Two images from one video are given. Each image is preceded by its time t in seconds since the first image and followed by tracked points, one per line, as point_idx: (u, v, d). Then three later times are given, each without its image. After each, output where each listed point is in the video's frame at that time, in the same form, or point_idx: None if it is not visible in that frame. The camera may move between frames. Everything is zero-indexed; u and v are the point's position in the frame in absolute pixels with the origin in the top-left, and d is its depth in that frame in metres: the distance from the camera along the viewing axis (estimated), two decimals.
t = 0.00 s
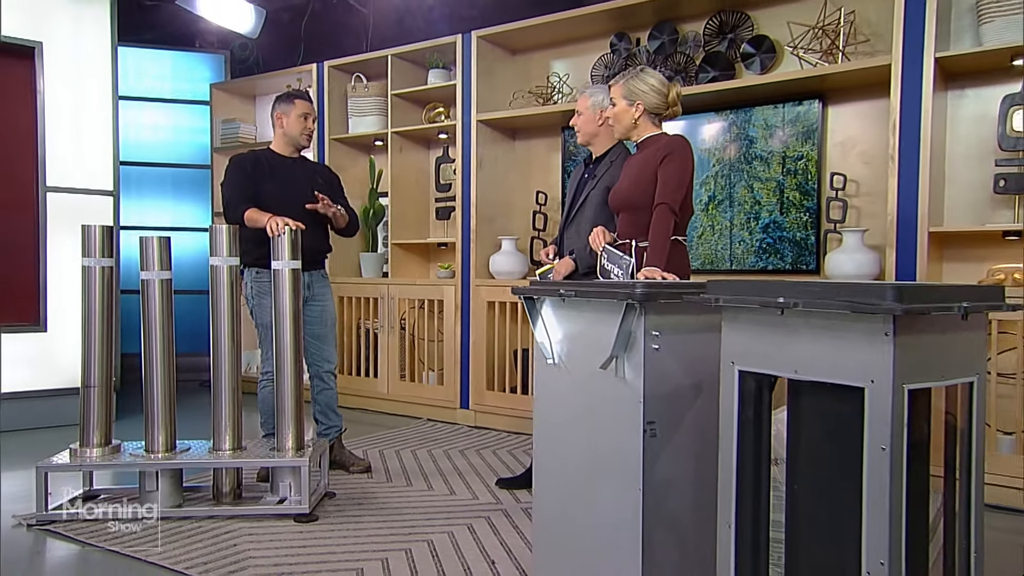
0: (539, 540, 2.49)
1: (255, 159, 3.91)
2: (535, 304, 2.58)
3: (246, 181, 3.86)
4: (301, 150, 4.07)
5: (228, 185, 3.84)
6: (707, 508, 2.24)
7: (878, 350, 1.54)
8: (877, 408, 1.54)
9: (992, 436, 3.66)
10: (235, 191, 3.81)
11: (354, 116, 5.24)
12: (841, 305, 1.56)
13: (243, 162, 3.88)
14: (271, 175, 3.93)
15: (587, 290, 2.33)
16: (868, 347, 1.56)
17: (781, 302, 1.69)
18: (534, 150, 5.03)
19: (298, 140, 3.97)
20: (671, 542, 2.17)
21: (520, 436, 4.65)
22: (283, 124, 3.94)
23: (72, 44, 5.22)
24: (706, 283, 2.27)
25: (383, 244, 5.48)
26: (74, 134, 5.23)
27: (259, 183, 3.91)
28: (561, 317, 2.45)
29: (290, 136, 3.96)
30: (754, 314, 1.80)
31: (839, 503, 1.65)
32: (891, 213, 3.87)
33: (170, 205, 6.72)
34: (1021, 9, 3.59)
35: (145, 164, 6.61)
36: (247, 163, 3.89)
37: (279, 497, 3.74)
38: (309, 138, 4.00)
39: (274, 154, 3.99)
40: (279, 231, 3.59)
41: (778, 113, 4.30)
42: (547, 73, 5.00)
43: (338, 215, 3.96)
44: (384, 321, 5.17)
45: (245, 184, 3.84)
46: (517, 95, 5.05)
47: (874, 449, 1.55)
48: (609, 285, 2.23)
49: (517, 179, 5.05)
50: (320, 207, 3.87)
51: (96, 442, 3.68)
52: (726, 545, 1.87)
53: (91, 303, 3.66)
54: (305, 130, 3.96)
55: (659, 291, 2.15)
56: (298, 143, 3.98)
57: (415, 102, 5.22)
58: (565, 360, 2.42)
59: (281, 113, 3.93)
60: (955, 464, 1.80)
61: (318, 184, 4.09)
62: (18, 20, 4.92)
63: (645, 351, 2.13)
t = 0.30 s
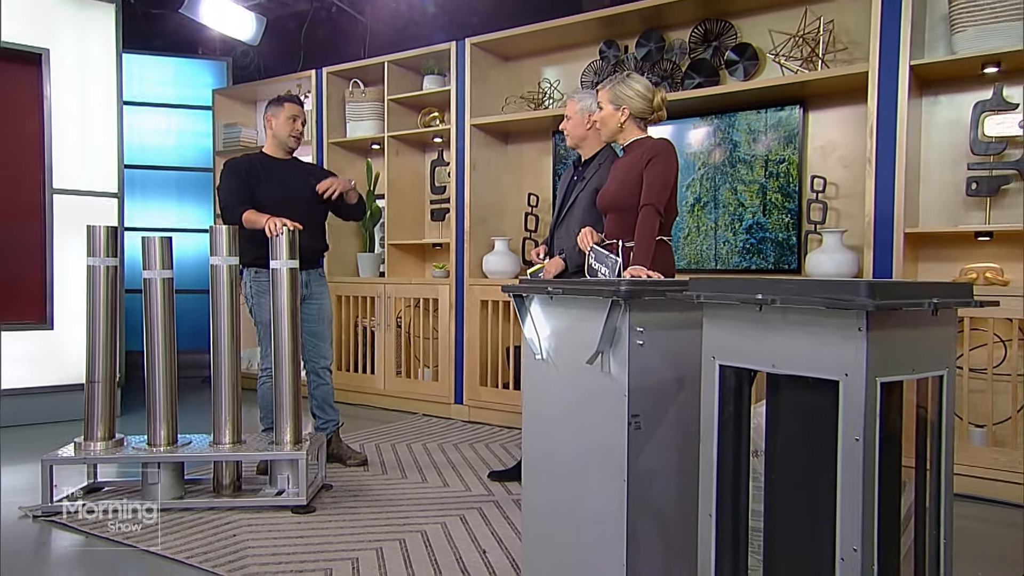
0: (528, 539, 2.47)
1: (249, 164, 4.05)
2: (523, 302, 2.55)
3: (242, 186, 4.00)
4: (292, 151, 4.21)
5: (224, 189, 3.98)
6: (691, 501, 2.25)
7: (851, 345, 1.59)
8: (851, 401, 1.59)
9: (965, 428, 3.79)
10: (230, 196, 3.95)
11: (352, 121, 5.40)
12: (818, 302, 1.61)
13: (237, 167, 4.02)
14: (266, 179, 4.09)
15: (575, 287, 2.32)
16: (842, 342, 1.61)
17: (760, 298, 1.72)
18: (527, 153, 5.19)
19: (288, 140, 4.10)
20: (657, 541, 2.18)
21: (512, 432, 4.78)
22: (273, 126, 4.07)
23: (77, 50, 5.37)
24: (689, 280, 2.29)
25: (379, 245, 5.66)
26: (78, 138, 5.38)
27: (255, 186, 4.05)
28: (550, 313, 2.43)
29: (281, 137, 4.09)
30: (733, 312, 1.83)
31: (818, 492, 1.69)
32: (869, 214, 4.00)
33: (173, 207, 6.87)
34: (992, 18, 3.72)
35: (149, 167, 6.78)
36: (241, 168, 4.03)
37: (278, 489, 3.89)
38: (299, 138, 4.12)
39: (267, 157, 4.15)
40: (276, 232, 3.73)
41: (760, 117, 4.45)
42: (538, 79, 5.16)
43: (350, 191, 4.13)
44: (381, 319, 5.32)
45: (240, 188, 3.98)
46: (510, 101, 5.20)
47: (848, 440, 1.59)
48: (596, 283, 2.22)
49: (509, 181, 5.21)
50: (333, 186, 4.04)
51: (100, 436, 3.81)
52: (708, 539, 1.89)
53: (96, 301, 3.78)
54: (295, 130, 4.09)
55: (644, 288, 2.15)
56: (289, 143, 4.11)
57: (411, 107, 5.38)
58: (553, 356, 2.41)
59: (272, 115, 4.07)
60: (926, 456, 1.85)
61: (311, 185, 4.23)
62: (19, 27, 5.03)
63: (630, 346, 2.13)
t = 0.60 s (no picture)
0: (518, 539, 2.47)
1: (246, 165, 4.10)
2: (516, 300, 2.54)
3: (238, 187, 4.05)
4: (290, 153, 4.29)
5: (222, 189, 4.02)
6: (681, 499, 2.28)
7: (837, 342, 1.60)
8: (838, 397, 1.60)
9: (952, 425, 3.85)
10: (229, 199, 3.99)
11: (349, 122, 5.46)
12: (805, 300, 1.63)
13: (235, 167, 4.06)
14: (264, 180, 4.14)
15: (566, 285, 2.32)
16: (828, 339, 1.62)
17: (748, 296, 1.74)
18: (521, 154, 5.25)
19: (289, 144, 4.19)
20: (647, 538, 2.20)
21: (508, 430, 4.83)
22: (273, 130, 4.14)
23: (77, 53, 5.44)
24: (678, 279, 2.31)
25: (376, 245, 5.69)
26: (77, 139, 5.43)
27: (251, 186, 4.10)
28: (542, 311, 2.43)
29: (282, 141, 4.18)
30: (723, 309, 1.85)
31: (807, 487, 1.74)
32: (859, 214, 4.05)
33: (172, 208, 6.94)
34: (980, 21, 3.73)
35: (149, 168, 6.84)
36: (238, 170, 4.06)
37: (274, 486, 3.91)
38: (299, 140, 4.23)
39: (262, 156, 4.19)
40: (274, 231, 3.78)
41: (752, 119, 4.51)
42: (533, 81, 5.22)
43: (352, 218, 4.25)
44: (378, 318, 5.37)
45: (237, 188, 4.02)
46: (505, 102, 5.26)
47: (834, 436, 1.61)
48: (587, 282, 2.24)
49: (504, 182, 5.27)
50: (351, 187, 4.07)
51: (98, 433, 3.85)
52: (697, 529, 1.92)
53: (93, 299, 3.81)
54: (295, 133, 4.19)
55: (634, 287, 2.17)
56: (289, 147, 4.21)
57: (407, 108, 5.44)
58: (545, 354, 2.41)
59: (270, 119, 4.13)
60: (912, 452, 1.88)
61: (309, 186, 4.28)
62: (18, 30, 5.12)
63: (621, 345, 2.15)
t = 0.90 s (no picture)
0: (516, 539, 2.47)
1: (251, 165, 4.10)
2: (512, 299, 2.52)
3: (243, 188, 4.05)
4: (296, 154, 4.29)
5: (226, 189, 4.01)
6: (679, 499, 2.28)
7: (834, 340, 1.60)
8: (832, 395, 1.60)
9: (948, 424, 3.85)
10: (232, 199, 3.99)
11: (346, 122, 5.47)
12: (801, 298, 1.62)
13: (239, 169, 4.06)
14: (269, 179, 4.13)
15: (564, 284, 2.31)
16: (824, 338, 1.62)
17: (744, 296, 1.73)
18: (519, 153, 5.25)
19: (295, 143, 4.19)
20: (643, 537, 2.19)
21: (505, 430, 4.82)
22: (279, 129, 4.14)
23: (74, 52, 5.44)
24: (674, 278, 2.28)
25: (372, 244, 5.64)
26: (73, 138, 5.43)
27: (257, 187, 4.09)
28: (539, 309, 2.42)
29: (287, 140, 4.18)
30: (719, 308, 1.85)
31: (803, 487, 1.74)
32: (856, 214, 4.05)
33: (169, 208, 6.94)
34: (976, 21, 3.73)
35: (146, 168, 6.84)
36: (243, 171, 4.06)
37: (270, 486, 3.94)
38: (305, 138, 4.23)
39: (269, 156, 4.20)
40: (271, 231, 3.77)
41: (749, 119, 4.51)
42: (530, 80, 5.23)
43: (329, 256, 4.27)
44: (375, 318, 5.37)
45: (240, 189, 4.02)
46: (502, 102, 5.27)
47: (829, 434, 1.61)
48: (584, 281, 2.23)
49: (502, 181, 5.27)
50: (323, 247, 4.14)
51: (94, 433, 3.84)
52: (693, 530, 1.91)
53: (87, 299, 3.79)
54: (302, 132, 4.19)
55: (630, 286, 2.15)
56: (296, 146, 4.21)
57: (404, 108, 5.44)
58: (542, 353, 2.41)
59: (276, 119, 4.14)
60: (908, 449, 1.87)
61: (314, 186, 4.30)
62: (17, 30, 5.11)
63: (617, 344, 2.14)
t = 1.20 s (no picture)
0: (515, 537, 2.47)
1: (278, 164, 4.11)
2: (511, 298, 2.53)
3: (265, 184, 4.05)
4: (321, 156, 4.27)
5: (248, 185, 4.02)
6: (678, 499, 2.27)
7: (833, 340, 1.60)
8: (831, 394, 1.60)
9: (947, 424, 3.85)
10: (251, 193, 3.99)
11: (346, 122, 5.47)
12: (800, 298, 1.62)
13: (266, 167, 4.08)
14: (292, 180, 4.13)
15: (563, 283, 2.30)
16: (823, 337, 1.62)
17: (743, 295, 1.73)
18: (518, 153, 5.25)
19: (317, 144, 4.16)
20: (642, 538, 2.19)
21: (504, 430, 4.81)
22: (301, 131, 4.13)
23: (73, 52, 5.44)
24: (673, 278, 2.27)
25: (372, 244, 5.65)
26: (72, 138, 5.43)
27: (281, 187, 4.10)
28: (538, 309, 2.42)
29: (310, 141, 4.15)
30: (717, 307, 1.85)
31: (803, 486, 1.74)
32: (855, 213, 4.05)
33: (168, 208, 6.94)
34: (975, 21, 3.73)
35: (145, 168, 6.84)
36: (269, 169, 4.08)
37: (269, 485, 3.95)
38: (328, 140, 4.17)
39: (300, 159, 4.20)
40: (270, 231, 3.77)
41: (749, 119, 4.51)
42: (530, 80, 5.23)
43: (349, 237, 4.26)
44: (374, 317, 5.37)
45: (262, 186, 4.02)
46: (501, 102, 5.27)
47: (828, 434, 1.60)
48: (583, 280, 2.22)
49: (501, 181, 5.27)
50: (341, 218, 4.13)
51: (93, 433, 3.83)
52: (692, 530, 1.91)
53: (86, 299, 3.78)
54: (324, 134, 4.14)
55: (629, 285, 2.15)
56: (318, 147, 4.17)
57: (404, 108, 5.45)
58: (542, 353, 2.41)
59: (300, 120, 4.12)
60: (907, 450, 1.87)
61: (336, 188, 4.28)
62: (17, 30, 5.11)
63: (616, 344, 2.14)
